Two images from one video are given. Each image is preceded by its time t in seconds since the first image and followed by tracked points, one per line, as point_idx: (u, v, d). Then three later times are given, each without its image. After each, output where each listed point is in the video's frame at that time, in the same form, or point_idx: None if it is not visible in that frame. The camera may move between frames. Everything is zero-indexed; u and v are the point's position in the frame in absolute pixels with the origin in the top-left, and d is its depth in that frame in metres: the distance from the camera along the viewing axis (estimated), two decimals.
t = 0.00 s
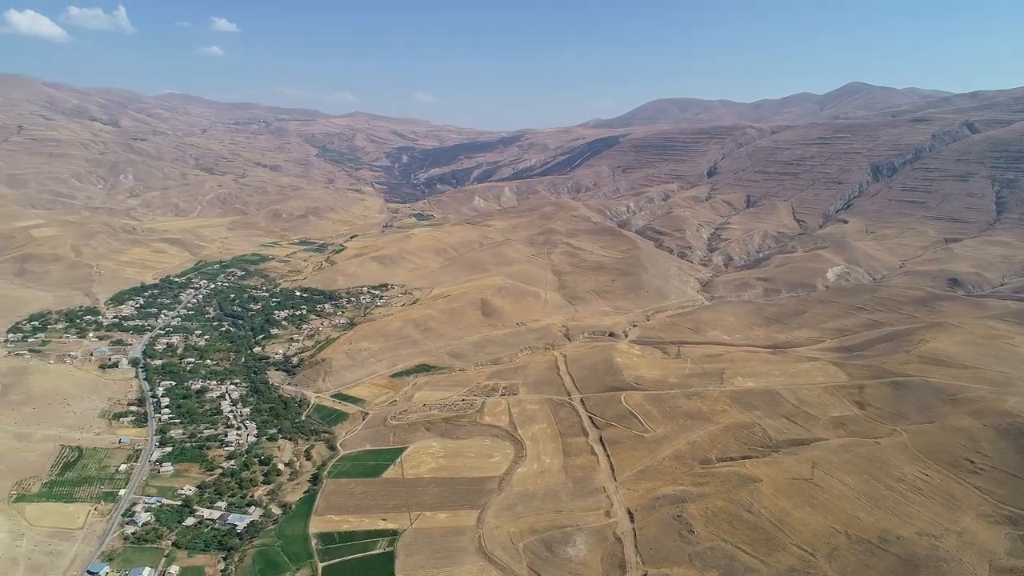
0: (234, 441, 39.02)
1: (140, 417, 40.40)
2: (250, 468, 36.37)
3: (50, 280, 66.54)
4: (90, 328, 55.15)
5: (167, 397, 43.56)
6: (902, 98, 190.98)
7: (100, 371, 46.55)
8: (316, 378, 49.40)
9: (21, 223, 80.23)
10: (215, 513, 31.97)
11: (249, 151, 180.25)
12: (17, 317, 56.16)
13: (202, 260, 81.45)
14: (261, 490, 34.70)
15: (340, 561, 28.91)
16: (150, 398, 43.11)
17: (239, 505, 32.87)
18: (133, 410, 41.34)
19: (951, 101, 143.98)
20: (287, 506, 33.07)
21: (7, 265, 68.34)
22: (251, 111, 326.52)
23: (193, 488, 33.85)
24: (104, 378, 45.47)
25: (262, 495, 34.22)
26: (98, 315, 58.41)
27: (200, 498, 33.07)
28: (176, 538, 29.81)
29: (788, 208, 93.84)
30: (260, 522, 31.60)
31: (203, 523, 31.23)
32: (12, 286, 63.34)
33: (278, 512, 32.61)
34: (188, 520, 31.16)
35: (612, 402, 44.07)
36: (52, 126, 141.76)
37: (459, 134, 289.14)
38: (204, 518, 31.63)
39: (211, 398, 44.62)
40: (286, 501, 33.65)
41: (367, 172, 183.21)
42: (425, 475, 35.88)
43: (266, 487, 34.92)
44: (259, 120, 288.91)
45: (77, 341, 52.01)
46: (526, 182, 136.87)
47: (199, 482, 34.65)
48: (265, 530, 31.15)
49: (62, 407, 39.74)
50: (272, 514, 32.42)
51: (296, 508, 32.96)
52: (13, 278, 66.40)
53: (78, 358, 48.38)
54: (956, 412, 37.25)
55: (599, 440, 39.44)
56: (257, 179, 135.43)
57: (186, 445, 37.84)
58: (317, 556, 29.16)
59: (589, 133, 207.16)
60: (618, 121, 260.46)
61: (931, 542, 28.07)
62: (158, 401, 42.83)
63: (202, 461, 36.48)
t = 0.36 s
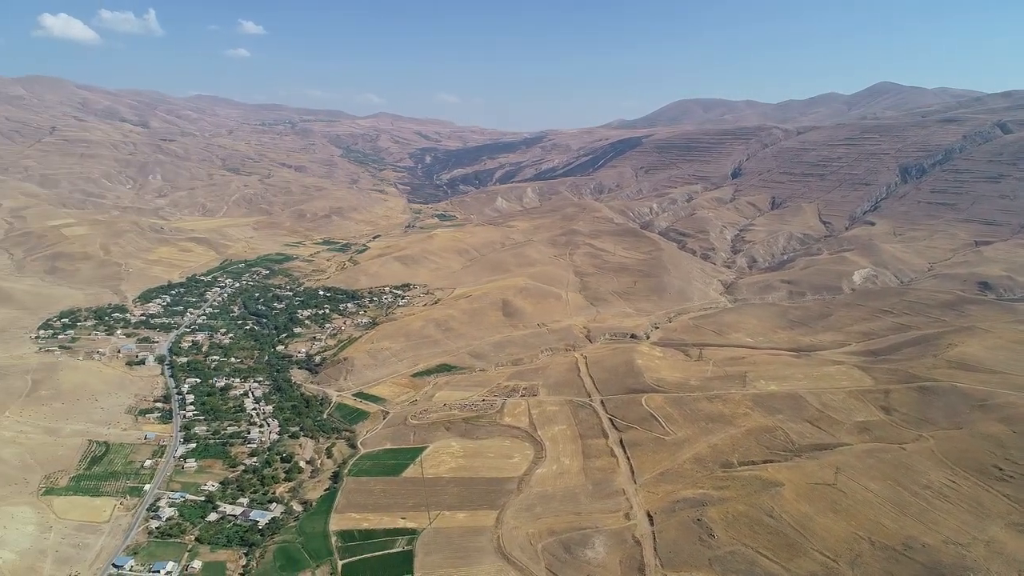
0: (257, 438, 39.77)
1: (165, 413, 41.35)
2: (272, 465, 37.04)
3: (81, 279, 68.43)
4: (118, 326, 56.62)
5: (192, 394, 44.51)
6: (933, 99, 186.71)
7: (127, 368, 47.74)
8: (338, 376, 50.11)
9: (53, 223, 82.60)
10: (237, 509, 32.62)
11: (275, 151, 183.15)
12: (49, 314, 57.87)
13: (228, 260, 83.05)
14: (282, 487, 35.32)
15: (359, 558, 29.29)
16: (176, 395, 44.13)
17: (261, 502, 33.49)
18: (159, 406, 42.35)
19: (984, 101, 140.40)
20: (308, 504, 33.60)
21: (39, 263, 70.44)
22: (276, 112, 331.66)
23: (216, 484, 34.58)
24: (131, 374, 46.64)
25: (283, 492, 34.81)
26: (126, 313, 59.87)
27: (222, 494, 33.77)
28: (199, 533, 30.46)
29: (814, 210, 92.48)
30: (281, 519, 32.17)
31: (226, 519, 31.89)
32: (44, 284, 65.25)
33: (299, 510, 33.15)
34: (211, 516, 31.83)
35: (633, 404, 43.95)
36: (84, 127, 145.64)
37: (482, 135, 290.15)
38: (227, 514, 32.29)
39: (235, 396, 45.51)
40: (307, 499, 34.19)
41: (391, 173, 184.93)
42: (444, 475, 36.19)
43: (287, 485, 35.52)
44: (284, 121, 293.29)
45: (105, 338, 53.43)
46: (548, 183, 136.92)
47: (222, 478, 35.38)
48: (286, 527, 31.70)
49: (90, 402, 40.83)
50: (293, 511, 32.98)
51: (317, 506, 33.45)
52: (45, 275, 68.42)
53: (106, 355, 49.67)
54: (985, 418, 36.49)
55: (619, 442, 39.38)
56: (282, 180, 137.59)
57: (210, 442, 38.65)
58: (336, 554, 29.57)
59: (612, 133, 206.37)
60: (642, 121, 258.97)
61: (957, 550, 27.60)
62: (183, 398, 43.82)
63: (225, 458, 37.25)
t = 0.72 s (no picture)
0: (280, 435, 40.50)
1: (191, 410, 42.33)
2: (294, 462, 37.68)
3: (111, 277, 70.30)
4: (146, 323, 58.08)
5: (217, 391, 45.50)
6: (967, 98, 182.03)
7: (154, 365, 48.96)
8: (361, 375, 50.77)
9: (86, 222, 84.97)
10: (260, 505, 33.25)
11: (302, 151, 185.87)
12: (80, 311, 59.56)
13: (254, 259, 84.61)
14: (305, 484, 35.92)
15: (380, 556, 29.60)
16: (201, 392, 45.14)
17: (284, 498, 34.10)
18: (185, 403, 43.36)
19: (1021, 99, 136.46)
20: (330, 501, 34.13)
21: (71, 261, 72.51)
22: (303, 112, 336.46)
23: (239, 481, 35.29)
24: (158, 371, 47.81)
25: (305, 489, 35.40)
26: (154, 311, 61.35)
27: (245, 490, 34.46)
28: (223, 528, 31.13)
29: (842, 211, 90.91)
30: (303, 516, 32.71)
31: (249, 515, 32.54)
32: (76, 281, 67.17)
33: (321, 507, 33.68)
34: (234, 512, 32.51)
35: (654, 406, 43.77)
36: (116, 128, 149.43)
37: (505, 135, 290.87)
38: (250, 510, 32.95)
39: (259, 393, 46.41)
40: (328, 496, 34.73)
41: (415, 173, 186.44)
42: (465, 474, 36.48)
43: (309, 482, 36.12)
44: (311, 122, 297.39)
45: (133, 335, 54.85)
46: (572, 183, 136.79)
47: (246, 474, 36.10)
48: (308, 524, 32.23)
49: (118, 398, 41.86)
50: (315, 508, 33.52)
51: (339, 503, 33.95)
52: (77, 273, 70.40)
53: (134, 352, 51.01)
54: (1017, 426, 35.66)
55: (640, 445, 39.26)
56: (308, 180, 139.66)
57: (234, 439, 39.45)
58: (357, 551, 29.97)
59: (636, 134, 205.19)
60: (666, 122, 257.03)
61: (986, 560, 27.08)
62: (208, 395, 44.81)
63: (249, 454, 38.01)
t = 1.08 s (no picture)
0: (303, 433, 41.22)
1: (216, 407, 43.34)
2: (317, 460, 38.32)
3: (141, 275, 72.15)
4: (174, 321, 59.52)
5: (242, 388, 46.52)
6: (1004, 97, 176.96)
7: (182, 362, 50.16)
8: (384, 374, 51.39)
9: (118, 221, 87.32)
10: (283, 502, 33.89)
11: (328, 152, 188.43)
12: (111, 309, 61.22)
13: (280, 258, 86.12)
14: (327, 482, 36.52)
15: (400, 555, 29.93)
16: (227, 389, 46.17)
17: (306, 496, 34.70)
18: (211, 400, 44.39)
19: None
20: (351, 499, 34.64)
21: (103, 260, 74.55)
22: (329, 113, 340.95)
23: (263, 477, 36.01)
24: (185, 368, 48.98)
25: (328, 487, 36.04)
26: (183, 309, 62.80)
27: (269, 487, 35.15)
28: (246, 524, 31.85)
29: (871, 213, 89.21)
30: (325, 514, 33.24)
31: (272, 511, 33.19)
32: (107, 279, 69.04)
33: (343, 505, 34.20)
34: (258, 508, 33.19)
35: (677, 409, 43.54)
36: (148, 129, 153.15)
37: (530, 136, 290.92)
38: (273, 507, 33.63)
39: (283, 391, 47.28)
40: (350, 494, 35.27)
41: (439, 174, 187.72)
42: (485, 474, 36.76)
43: (332, 480, 36.71)
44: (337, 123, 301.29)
45: (162, 332, 56.27)
46: (596, 184, 136.36)
47: (269, 471, 36.84)
48: (329, 521, 32.75)
49: (146, 395, 42.90)
50: (337, 506, 34.05)
51: (360, 501, 34.46)
52: (109, 271, 72.40)
53: (163, 349, 52.30)
54: None
55: (661, 447, 39.12)
56: (334, 180, 141.64)
57: (259, 436, 40.30)
58: (377, 549, 30.37)
59: (661, 134, 203.70)
60: (692, 122, 254.59)
61: (1016, 570, 26.52)
62: (234, 392, 45.81)
63: (272, 452, 38.76)
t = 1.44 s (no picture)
0: (327, 431, 41.92)
1: (242, 404, 44.30)
2: (340, 458, 38.94)
3: (170, 273, 73.97)
4: (203, 318, 60.92)
5: (267, 386, 47.47)
6: None
7: (209, 359, 51.37)
8: (407, 373, 51.98)
9: (148, 220, 89.60)
10: (306, 499, 34.53)
11: (355, 152, 190.79)
12: (141, 306, 62.88)
13: (306, 257, 87.56)
14: (349, 479, 37.10)
15: (421, 553, 30.36)
16: (253, 387, 47.15)
17: (329, 493, 35.29)
18: (236, 397, 45.38)
19: None
20: (373, 497, 35.15)
21: (133, 258, 76.57)
22: (357, 114, 344.90)
23: (287, 474, 36.71)
24: (211, 365, 50.16)
25: (350, 484, 36.63)
26: (210, 307, 64.24)
27: (292, 484, 35.82)
28: (270, 520, 32.50)
29: (902, 215, 87.38)
30: (347, 511, 33.77)
31: (295, 508, 33.83)
32: (138, 277, 70.89)
33: (364, 502, 34.73)
34: (281, 505, 33.85)
35: (700, 412, 43.23)
36: (179, 130, 156.71)
37: (555, 137, 290.56)
38: (296, 504, 34.28)
39: (308, 389, 48.12)
40: (372, 493, 35.79)
41: (464, 174, 188.72)
42: (506, 475, 36.98)
43: (354, 477, 37.28)
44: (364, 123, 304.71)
45: (190, 330, 57.66)
46: (621, 185, 135.72)
47: (293, 468, 37.54)
48: (351, 519, 33.27)
49: (174, 390, 44.01)
50: (358, 503, 34.58)
51: (382, 499, 34.96)
52: (140, 269, 74.35)
53: (191, 346, 53.59)
54: None
55: (684, 450, 38.92)
56: (360, 180, 143.30)
57: (283, 433, 41.08)
58: (398, 548, 30.78)
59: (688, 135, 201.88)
60: (719, 122, 251.81)
61: None
62: (259, 389, 46.77)
63: (296, 449, 39.49)
